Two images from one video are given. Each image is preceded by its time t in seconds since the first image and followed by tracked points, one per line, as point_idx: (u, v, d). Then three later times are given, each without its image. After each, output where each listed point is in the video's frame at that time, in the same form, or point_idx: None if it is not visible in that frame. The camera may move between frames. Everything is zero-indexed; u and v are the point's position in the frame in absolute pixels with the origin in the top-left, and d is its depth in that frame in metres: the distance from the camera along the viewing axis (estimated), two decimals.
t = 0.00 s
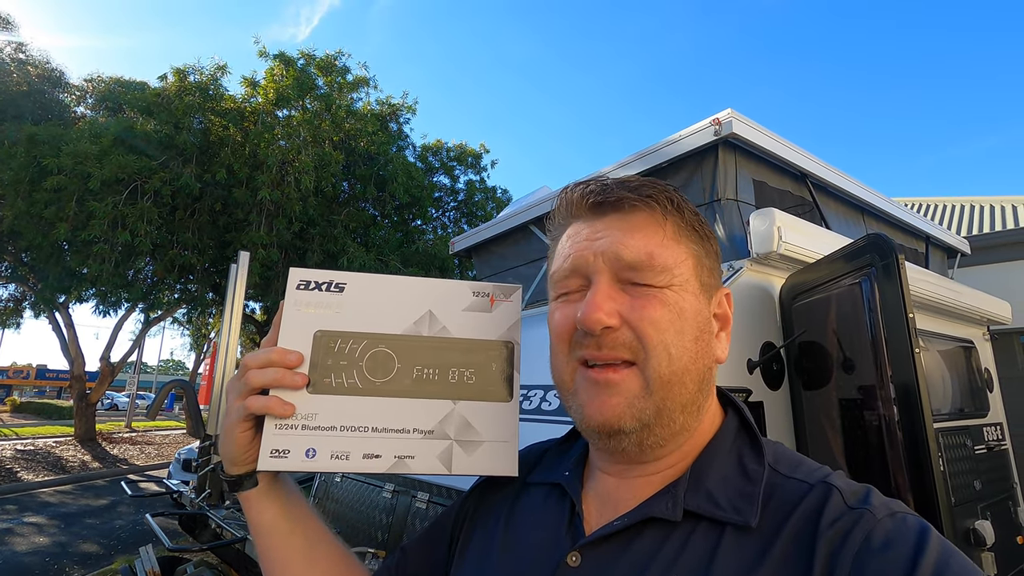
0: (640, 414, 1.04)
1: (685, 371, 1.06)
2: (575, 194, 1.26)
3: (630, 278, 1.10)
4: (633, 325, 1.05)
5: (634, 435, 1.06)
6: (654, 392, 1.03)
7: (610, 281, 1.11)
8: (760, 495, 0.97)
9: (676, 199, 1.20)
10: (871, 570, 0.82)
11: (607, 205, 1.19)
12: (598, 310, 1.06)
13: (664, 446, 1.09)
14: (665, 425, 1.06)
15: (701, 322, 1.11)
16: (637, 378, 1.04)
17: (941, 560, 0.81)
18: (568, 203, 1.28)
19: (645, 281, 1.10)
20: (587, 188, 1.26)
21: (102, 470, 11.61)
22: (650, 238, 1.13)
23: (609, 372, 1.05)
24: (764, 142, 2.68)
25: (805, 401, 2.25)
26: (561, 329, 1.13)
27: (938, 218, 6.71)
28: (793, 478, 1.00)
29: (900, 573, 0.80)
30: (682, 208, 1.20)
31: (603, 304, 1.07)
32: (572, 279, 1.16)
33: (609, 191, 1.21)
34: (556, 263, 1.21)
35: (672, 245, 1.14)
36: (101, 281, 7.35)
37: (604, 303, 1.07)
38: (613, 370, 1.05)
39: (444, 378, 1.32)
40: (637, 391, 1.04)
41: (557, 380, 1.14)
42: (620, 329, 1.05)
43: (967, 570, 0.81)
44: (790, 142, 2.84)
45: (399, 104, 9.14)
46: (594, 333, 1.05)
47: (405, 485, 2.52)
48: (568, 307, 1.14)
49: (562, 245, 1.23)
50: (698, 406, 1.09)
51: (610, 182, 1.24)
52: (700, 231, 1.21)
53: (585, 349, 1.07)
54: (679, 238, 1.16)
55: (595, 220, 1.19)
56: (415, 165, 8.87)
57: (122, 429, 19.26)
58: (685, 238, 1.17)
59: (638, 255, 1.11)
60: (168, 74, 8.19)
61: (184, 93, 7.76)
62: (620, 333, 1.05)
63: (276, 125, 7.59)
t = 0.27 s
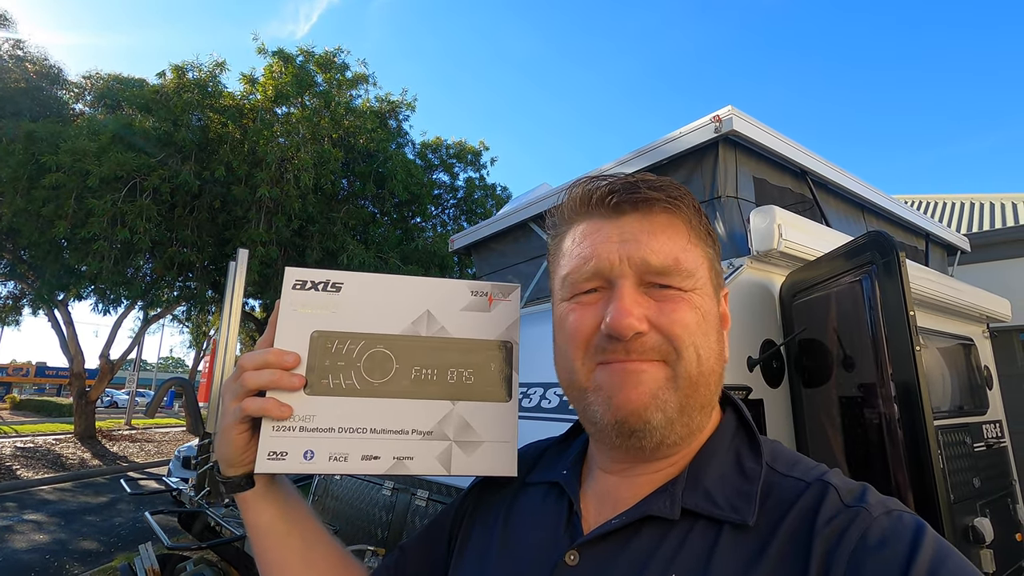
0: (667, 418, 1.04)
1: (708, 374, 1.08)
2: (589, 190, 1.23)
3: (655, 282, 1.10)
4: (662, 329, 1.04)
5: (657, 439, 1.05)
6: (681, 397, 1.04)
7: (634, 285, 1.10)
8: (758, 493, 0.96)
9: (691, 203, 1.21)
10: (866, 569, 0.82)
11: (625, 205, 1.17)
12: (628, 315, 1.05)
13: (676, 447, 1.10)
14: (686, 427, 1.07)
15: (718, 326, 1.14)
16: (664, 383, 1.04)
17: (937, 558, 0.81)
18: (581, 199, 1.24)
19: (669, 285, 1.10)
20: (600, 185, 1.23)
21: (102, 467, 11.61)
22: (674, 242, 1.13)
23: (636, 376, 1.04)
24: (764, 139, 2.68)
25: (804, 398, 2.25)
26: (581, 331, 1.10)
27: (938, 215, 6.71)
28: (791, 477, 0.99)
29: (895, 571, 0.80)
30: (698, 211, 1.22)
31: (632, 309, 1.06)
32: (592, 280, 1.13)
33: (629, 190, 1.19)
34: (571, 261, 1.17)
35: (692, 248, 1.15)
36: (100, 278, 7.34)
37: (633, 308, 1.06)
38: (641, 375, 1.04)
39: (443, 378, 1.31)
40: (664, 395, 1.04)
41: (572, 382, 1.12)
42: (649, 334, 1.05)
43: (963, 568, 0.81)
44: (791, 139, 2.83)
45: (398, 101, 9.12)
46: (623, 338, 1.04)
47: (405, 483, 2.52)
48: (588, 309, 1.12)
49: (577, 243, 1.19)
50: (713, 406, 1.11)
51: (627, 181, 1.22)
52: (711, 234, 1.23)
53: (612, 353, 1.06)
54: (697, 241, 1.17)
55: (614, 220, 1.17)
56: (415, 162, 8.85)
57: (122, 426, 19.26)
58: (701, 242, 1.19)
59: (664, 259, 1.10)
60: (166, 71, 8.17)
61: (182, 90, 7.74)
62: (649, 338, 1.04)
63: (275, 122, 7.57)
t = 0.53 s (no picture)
0: (656, 418, 1.04)
1: (698, 376, 1.07)
2: (584, 190, 1.23)
3: (646, 282, 1.10)
4: (652, 329, 1.04)
5: (647, 439, 1.05)
6: (670, 398, 1.04)
7: (626, 285, 1.10)
8: (748, 493, 0.96)
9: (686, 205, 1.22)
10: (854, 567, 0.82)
11: (619, 205, 1.17)
12: (618, 315, 1.05)
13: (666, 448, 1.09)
14: (677, 428, 1.06)
15: (709, 328, 1.13)
16: (654, 383, 1.03)
17: (924, 558, 0.81)
18: (575, 198, 1.24)
19: (660, 286, 1.10)
20: (595, 185, 1.24)
21: (102, 463, 11.63)
22: (668, 242, 1.13)
23: (625, 376, 1.04)
24: (763, 135, 2.67)
25: (801, 394, 2.25)
26: (573, 331, 1.10)
27: (937, 211, 6.71)
28: (782, 477, 0.99)
29: (882, 569, 0.81)
30: (691, 211, 1.22)
31: (623, 308, 1.06)
32: (585, 280, 1.14)
33: (623, 191, 1.20)
34: (564, 261, 1.17)
35: (685, 248, 1.15)
36: (99, 275, 7.34)
37: (624, 308, 1.06)
38: (629, 375, 1.04)
39: (437, 375, 1.31)
40: (653, 395, 1.03)
41: (563, 381, 1.12)
42: (639, 334, 1.04)
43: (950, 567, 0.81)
44: (790, 135, 2.83)
45: (397, 97, 9.10)
46: (613, 338, 1.04)
47: (403, 480, 2.53)
48: (580, 309, 1.12)
49: (570, 242, 1.19)
50: (704, 407, 1.11)
51: (621, 181, 1.22)
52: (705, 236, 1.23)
53: (601, 352, 1.06)
54: (690, 242, 1.17)
55: (607, 220, 1.17)
56: (413, 158, 8.83)
57: (122, 423, 19.29)
58: (694, 242, 1.19)
59: (657, 259, 1.10)
60: (164, 67, 8.14)
61: (180, 86, 7.72)
62: (639, 338, 1.04)
63: (273, 118, 7.55)
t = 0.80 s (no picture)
0: (641, 432, 1.04)
1: (685, 390, 1.07)
2: (574, 202, 1.24)
3: (634, 295, 1.10)
4: (638, 343, 1.04)
5: (634, 453, 1.05)
6: (656, 411, 1.04)
7: (614, 298, 1.10)
8: (742, 509, 0.97)
9: (677, 217, 1.21)
10: None
11: (608, 217, 1.18)
12: (604, 328, 1.05)
13: (657, 462, 1.09)
14: (664, 442, 1.06)
15: (698, 340, 1.13)
16: (639, 397, 1.04)
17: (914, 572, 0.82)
18: (565, 211, 1.25)
19: (648, 299, 1.10)
20: (585, 197, 1.24)
21: (102, 459, 11.65)
22: (656, 254, 1.13)
23: (611, 390, 1.04)
24: (761, 135, 2.66)
25: (799, 395, 2.26)
26: (560, 344, 1.11)
27: (938, 208, 6.70)
28: (775, 491, 0.99)
29: None
30: (683, 224, 1.21)
31: (609, 321, 1.06)
32: (572, 292, 1.14)
33: (612, 204, 1.20)
34: (553, 273, 1.18)
35: (674, 261, 1.15)
36: (97, 272, 7.34)
37: (610, 321, 1.06)
38: (615, 388, 1.04)
39: (433, 387, 1.32)
40: (639, 409, 1.04)
41: (552, 394, 1.12)
42: (625, 347, 1.04)
43: None
44: (788, 134, 2.82)
45: (396, 93, 9.07)
46: (598, 351, 1.04)
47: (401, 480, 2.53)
48: (567, 321, 1.12)
49: (559, 254, 1.20)
50: (693, 422, 1.10)
51: (612, 193, 1.23)
52: (697, 248, 1.23)
53: (587, 365, 1.06)
54: (680, 254, 1.17)
55: (596, 231, 1.17)
56: (412, 155, 8.81)
57: (122, 419, 19.32)
58: (685, 255, 1.18)
59: (644, 271, 1.10)
60: (161, 63, 8.11)
61: (178, 83, 7.69)
62: (625, 351, 1.04)
63: (272, 115, 7.53)
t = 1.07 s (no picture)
0: (631, 454, 1.04)
1: (678, 411, 1.06)
2: (568, 220, 1.24)
3: (625, 316, 1.09)
4: (628, 365, 1.04)
5: (624, 473, 1.05)
6: (647, 432, 1.04)
7: (604, 318, 1.10)
8: (740, 534, 0.96)
9: (673, 233, 1.19)
10: None
11: (600, 236, 1.17)
12: (593, 350, 1.05)
13: (651, 483, 1.08)
14: (656, 463, 1.06)
15: (693, 361, 1.12)
16: (629, 418, 1.04)
17: None
18: (560, 229, 1.25)
19: (640, 319, 1.09)
20: (579, 214, 1.24)
21: (101, 456, 11.65)
22: (648, 274, 1.12)
23: (602, 411, 1.05)
24: (761, 136, 2.65)
25: (798, 398, 2.25)
26: (551, 363, 1.12)
27: (938, 206, 6.68)
28: (774, 514, 0.99)
29: None
30: (679, 242, 1.19)
31: (598, 343, 1.06)
32: (563, 311, 1.14)
33: (605, 223, 1.19)
34: (546, 291, 1.18)
35: (668, 281, 1.13)
36: (94, 270, 7.31)
37: (599, 343, 1.06)
38: (606, 409, 1.05)
39: (430, 403, 1.31)
40: (629, 429, 1.04)
41: (545, 412, 1.13)
42: (615, 369, 1.04)
43: None
44: (788, 136, 2.80)
45: (394, 90, 9.03)
46: (587, 374, 1.04)
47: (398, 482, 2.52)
48: (558, 340, 1.13)
49: (553, 272, 1.20)
50: (688, 443, 1.09)
51: (605, 211, 1.21)
52: (696, 265, 1.21)
53: (577, 386, 1.07)
54: (675, 273, 1.15)
55: (588, 250, 1.17)
56: (411, 152, 8.78)
57: (121, 415, 19.32)
58: (681, 273, 1.17)
59: (635, 292, 1.09)
60: (158, 59, 8.06)
61: (175, 79, 7.65)
62: (614, 373, 1.04)
63: (269, 112, 7.49)
